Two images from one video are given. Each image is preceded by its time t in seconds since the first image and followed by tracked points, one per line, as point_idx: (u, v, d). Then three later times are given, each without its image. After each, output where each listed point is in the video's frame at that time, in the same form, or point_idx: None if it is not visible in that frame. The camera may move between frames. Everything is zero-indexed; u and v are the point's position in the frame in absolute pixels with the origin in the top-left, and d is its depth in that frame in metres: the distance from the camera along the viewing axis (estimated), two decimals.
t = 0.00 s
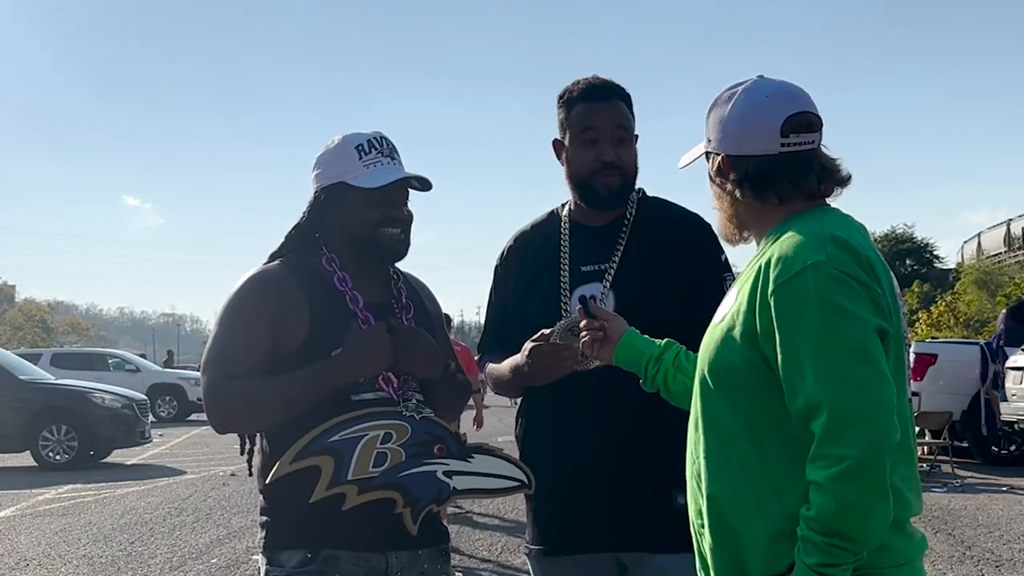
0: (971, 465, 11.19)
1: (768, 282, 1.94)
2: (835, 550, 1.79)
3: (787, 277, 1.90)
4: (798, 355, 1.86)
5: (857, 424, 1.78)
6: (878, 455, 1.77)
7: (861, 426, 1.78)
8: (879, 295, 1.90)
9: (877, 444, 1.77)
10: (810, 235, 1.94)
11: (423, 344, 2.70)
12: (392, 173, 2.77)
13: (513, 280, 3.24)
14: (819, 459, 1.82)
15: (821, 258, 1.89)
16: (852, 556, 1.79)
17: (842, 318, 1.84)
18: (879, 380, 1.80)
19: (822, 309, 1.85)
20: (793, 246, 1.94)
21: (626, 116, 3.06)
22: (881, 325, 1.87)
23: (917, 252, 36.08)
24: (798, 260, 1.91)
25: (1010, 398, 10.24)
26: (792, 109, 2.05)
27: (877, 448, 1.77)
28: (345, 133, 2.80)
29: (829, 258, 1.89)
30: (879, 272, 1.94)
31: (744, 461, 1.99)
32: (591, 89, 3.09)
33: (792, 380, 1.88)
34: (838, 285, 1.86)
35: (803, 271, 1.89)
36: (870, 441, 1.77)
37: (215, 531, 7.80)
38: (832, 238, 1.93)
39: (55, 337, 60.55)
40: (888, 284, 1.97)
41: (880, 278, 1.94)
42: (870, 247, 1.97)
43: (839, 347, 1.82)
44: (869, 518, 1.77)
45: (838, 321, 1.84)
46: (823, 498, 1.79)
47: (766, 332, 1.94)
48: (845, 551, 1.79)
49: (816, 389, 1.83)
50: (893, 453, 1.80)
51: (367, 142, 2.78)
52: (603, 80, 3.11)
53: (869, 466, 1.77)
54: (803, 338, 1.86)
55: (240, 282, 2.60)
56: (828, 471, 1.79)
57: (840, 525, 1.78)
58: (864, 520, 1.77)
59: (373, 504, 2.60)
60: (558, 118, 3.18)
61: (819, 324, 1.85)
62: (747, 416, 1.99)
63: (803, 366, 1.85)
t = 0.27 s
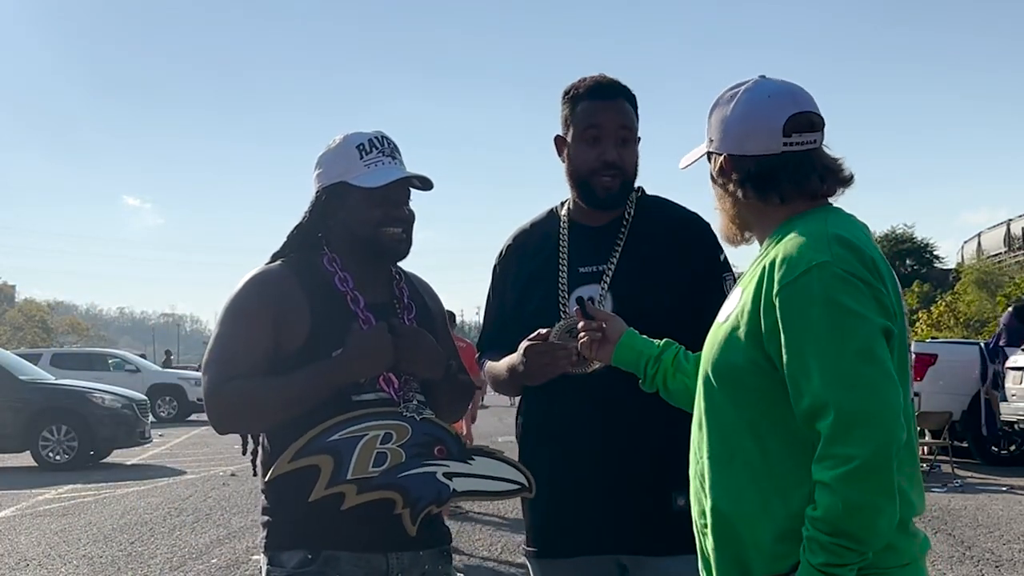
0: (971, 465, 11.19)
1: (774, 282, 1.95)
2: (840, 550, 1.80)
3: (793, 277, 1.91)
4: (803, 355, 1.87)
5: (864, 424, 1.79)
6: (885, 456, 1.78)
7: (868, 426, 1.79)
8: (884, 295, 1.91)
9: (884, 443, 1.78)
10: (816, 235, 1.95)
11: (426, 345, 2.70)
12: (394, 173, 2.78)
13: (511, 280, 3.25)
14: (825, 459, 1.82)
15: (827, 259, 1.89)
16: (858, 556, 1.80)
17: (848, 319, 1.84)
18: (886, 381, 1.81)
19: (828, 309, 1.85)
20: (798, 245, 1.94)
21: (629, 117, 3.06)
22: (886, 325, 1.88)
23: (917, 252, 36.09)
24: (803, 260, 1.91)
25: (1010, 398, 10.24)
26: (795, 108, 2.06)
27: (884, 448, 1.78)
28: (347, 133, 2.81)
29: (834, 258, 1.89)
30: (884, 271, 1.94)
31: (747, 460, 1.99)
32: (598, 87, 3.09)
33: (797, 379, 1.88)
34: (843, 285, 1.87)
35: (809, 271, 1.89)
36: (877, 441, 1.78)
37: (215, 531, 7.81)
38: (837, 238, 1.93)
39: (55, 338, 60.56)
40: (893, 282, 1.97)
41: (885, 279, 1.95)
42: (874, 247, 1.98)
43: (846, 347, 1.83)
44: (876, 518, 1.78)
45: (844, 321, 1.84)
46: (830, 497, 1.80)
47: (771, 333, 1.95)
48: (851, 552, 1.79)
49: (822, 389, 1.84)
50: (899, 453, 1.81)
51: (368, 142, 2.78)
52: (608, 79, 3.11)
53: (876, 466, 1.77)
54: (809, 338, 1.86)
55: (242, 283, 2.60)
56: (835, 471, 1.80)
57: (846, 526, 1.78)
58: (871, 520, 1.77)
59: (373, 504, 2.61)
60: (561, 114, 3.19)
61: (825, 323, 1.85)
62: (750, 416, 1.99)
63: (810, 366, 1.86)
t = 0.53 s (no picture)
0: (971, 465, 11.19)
1: (777, 280, 1.95)
2: (839, 549, 1.80)
3: (796, 276, 1.91)
4: (805, 353, 1.87)
5: (864, 423, 1.79)
6: (884, 455, 1.78)
7: (868, 425, 1.79)
8: (887, 294, 1.91)
9: (884, 443, 1.78)
10: (820, 234, 1.95)
11: (427, 343, 2.69)
12: (391, 169, 2.78)
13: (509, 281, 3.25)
14: (825, 458, 1.82)
15: (830, 258, 1.89)
16: (857, 555, 1.80)
17: (850, 317, 1.84)
18: (887, 380, 1.81)
19: (831, 307, 1.85)
20: (802, 244, 1.94)
21: (606, 112, 3.05)
22: (889, 324, 1.88)
23: (917, 252, 36.09)
24: (807, 258, 1.91)
25: (1010, 398, 10.25)
26: (802, 112, 2.06)
27: (883, 447, 1.78)
28: (345, 132, 2.82)
29: (837, 256, 1.89)
30: (888, 271, 1.94)
31: (748, 459, 2.00)
32: (577, 86, 3.09)
33: (799, 378, 1.88)
34: (846, 284, 1.86)
35: (812, 270, 1.89)
36: (877, 440, 1.78)
37: (215, 531, 7.81)
38: (841, 237, 1.93)
39: (56, 338, 60.56)
40: (896, 282, 1.97)
41: (888, 278, 1.94)
42: (879, 246, 1.97)
43: (847, 346, 1.83)
44: (875, 518, 1.78)
45: (847, 319, 1.84)
46: (828, 496, 1.80)
47: (774, 331, 1.95)
48: (850, 551, 1.79)
49: (823, 388, 1.84)
50: (899, 453, 1.80)
51: (366, 140, 2.79)
52: (588, 77, 3.11)
53: (875, 465, 1.77)
54: (811, 337, 1.86)
55: (243, 283, 2.60)
56: (834, 470, 1.80)
57: (845, 525, 1.78)
58: (869, 519, 1.77)
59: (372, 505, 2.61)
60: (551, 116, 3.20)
61: (827, 322, 1.85)
62: (752, 414, 1.99)
63: (811, 364, 1.86)
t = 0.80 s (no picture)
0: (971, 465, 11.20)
1: (782, 279, 1.95)
2: (845, 547, 1.80)
3: (801, 274, 1.91)
4: (811, 352, 1.87)
5: (869, 421, 1.79)
6: (889, 452, 1.78)
7: (873, 422, 1.79)
8: (892, 293, 1.91)
9: (889, 440, 1.78)
10: (824, 232, 1.95)
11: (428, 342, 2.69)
12: (390, 170, 2.77)
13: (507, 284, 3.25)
14: (830, 456, 1.83)
15: (834, 256, 1.90)
16: (863, 553, 1.80)
17: (855, 315, 1.85)
18: (891, 378, 1.81)
19: (836, 305, 1.86)
20: (807, 243, 1.95)
21: (619, 116, 3.07)
22: (893, 322, 1.88)
23: (917, 252, 36.10)
24: (812, 257, 1.92)
25: (1010, 398, 10.25)
26: (803, 111, 2.07)
27: (888, 445, 1.78)
28: (344, 132, 2.82)
29: (842, 255, 1.90)
30: (893, 269, 1.94)
31: (753, 458, 2.00)
32: (588, 88, 3.10)
33: (804, 376, 1.89)
34: (851, 282, 1.87)
35: (816, 268, 1.89)
36: (881, 437, 1.78)
37: (215, 531, 7.82)
38: (846, 235, 1.93)
39: (55, 338, 60.56)
40: (901, 280, 1.97)
41: (893, 276, 1.95)
42: (883, 245, 1.98)
43: (852, 344, 1.83)
44: (880, 516, 1.78)
45: (852, 317, 1.85)
46: (834, 494, 1.80)
47: (778, 330, 1.95)
48: (856, 549, 1.80)
49: (828, 386, 1.84)
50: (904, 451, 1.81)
51: (364, 140, 2.79)
52: (598, 80, 3.12)
53: (881, 463, 1.78)
54: (816, 335, 1.87)
55: (243, 283, 2.60)
56: (840, 467, 1.80)
57: (851, 522, 1.79)
58: (875, 517, 1.78)
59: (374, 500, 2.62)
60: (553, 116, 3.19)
61: (832, 319, 1.86)
62: (756, 413, 2.00)
63: (817, 363, 1.86)
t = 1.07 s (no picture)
0: (971, 465, 11.20)
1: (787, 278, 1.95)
2: (853, 546, 1.79)
3: (806, 274, 1.90)
4: (817, 351, 1.87)
5: (877, 419, 1.79)
6: (898, 451, 1.78)
7: (881, 421, 1.79)
8: (897, 291, 1.91)
9: (898, 439, 1.78)
10: (829, 231, 1.95)
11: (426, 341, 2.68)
12: (385, 168, 2.77)
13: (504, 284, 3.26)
14: (838, 455, 1.82)
15: (839, 256, 1.89)
16: (871, 552, 1.80)
17: (862, 314, 1.84)
18: (898, 377, 1.81)
19: (842, 305, 1.85)
20: (810, 242, 1.94)
21: (615, 117, 3.06)
22: (899, 322, 1.88)
23: (917, 252, 36.10)
24: (817, 256, 1.91)
25: (1010, 398, 10.25)
26: (804, 110, 2.06)
27: (897, 443, 1.78)
28: (338, 132, 2.82)
29: (847, 254, 1.89)
30: (896, 268, 1.94)
31: (757, 457, 1.99)
32: (583, 91, 3.10)
33: (810, 375, 1.88)
34: (856, 281, 1.87)
35: (821, 268, 1.89)
36: (889, 436, 1.78)
37: (215, 531, 7.82)
38: (850, 235, 1.93)
39: (55, 338, 60.55)
40: (904, 279, 1.97)
41: (897, 276, 1.95)
42: (885, 245, 1.98)
43: (860, 344, 1.83)
44: (889, 514, 1.78)
45: (859, 316, 1.84)
46: (842, 493, 1.80)
47: (783, 329, 1.95)
48: (865, 548, 1.79)
49: (835, 385, 1.84)
50: (911, 449, 1.81)
51: (359, 139, 2.78)
52: (593, 82, 3.11)
53: (889, 461, 1.77)
54: (822, 335, 1.86)
55: (240, 286, 2.60)
56: (848, 466, 1.79)
57: (860, 521, 1.78)
58: (884, 516, 1.78)
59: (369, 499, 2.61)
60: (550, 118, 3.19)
61: (838, 318, 1.85)
62: (760, 412, 1.99)
63: (824, 362, 1.86)
